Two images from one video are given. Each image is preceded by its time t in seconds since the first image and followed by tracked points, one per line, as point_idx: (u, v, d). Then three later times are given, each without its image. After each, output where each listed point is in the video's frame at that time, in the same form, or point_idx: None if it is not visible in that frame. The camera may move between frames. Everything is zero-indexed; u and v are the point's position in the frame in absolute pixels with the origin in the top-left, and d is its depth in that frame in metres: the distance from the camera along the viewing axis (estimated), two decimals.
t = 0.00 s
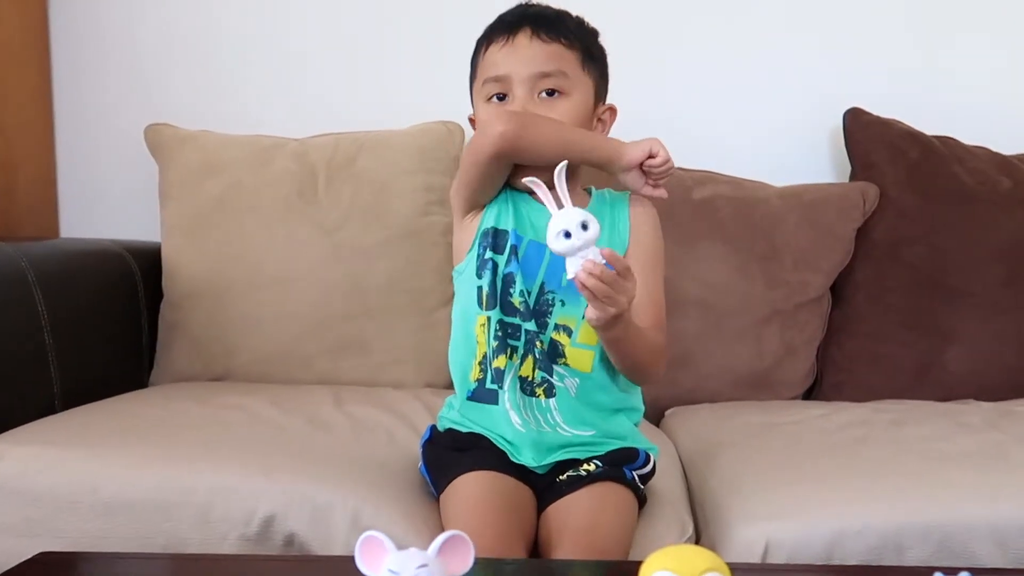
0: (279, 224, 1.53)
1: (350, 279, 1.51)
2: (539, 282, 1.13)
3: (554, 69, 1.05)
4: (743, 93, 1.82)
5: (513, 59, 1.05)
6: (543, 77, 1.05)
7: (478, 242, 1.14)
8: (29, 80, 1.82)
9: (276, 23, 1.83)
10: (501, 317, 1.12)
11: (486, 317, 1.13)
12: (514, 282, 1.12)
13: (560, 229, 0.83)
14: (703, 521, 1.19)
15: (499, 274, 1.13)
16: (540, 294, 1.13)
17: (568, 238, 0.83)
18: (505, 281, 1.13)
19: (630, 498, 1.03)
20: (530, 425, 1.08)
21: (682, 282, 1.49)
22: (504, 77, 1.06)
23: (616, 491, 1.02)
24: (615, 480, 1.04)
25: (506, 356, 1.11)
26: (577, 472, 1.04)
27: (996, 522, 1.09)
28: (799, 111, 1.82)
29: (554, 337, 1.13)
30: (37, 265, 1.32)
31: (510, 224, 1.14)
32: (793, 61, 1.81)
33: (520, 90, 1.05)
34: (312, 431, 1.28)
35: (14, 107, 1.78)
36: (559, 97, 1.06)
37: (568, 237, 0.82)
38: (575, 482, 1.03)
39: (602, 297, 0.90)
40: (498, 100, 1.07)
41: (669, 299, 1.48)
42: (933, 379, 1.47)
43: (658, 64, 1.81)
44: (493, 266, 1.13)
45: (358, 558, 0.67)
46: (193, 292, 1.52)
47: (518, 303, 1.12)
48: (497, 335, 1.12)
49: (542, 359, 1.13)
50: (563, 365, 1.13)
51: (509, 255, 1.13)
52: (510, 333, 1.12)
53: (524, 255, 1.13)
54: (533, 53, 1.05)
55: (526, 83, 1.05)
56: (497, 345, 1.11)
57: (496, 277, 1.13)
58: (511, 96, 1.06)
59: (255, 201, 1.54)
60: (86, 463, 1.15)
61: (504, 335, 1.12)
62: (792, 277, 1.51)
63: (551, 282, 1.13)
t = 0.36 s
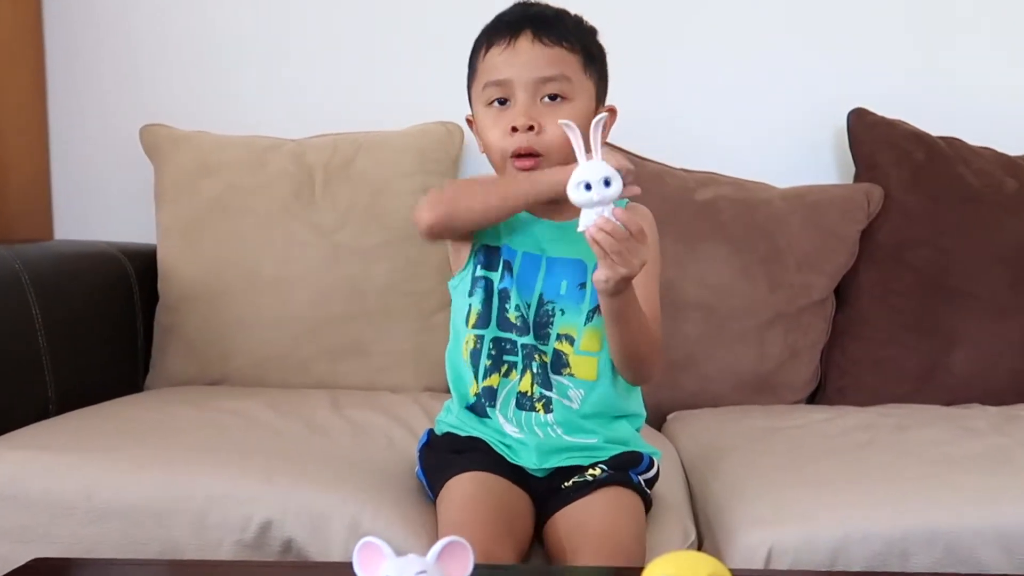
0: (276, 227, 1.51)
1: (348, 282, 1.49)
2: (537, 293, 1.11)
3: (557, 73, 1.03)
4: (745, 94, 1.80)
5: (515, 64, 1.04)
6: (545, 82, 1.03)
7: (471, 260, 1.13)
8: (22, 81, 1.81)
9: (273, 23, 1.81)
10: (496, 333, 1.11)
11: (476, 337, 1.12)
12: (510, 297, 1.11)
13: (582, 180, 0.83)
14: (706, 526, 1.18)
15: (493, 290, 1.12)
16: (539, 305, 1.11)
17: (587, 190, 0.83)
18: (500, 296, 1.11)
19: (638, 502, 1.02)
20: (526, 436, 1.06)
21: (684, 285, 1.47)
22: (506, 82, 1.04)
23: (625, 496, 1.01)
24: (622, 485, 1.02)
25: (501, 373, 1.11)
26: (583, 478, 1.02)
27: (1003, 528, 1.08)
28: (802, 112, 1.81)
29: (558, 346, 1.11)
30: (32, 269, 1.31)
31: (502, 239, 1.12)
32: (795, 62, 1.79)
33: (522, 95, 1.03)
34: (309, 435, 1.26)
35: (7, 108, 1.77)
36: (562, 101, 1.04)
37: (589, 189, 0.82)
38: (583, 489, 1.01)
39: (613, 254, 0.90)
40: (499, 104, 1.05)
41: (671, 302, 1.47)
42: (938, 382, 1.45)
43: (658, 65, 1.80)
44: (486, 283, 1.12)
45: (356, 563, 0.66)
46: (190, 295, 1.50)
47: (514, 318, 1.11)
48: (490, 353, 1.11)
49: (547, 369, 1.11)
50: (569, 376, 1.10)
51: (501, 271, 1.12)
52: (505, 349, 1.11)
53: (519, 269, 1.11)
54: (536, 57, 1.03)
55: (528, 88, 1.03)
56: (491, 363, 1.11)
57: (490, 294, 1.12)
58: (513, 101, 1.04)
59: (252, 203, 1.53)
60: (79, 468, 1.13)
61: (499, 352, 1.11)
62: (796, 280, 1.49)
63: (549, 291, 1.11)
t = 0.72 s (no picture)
0: (274, 229, 1.50)
1: (346, 285, 1.48)
2: (532, 305, 1.10)
3: (576, 76, 1.02)
4: (746, 95, 1.79)
5: (536, 63, 1.02)
6: (565, 83, 1.01)
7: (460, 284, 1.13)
8: (15, 81, 1.79)
9: (270, 22, 1.80)
10: (488, 351, 1.10)
11: (465, 359, 1.11)
12: (501, 313, 1.11)
13: (540, 177, 0.85)
14: (708, 533, 1.16)
15: (483, 309, 1.11)
16: (535, 316, 1.10)
17: (547, 186, 0.85)
18: (491, 313, 1.11)
19: (633, 509, 1.00)
20: (520, 447, 1.05)
21: (686, 287, 1.46)
22: (525, 79, 1.02)
23: (620, 503, 0.99)
24: (616, 491, 1.00)
25: (492, 392, 1.09)
26: (579, 484, 1.01)
27: (1011, 534, 1.06)
28: (804, 113, 1.79)
29: (560, 353, 1.09)
30: (26, 272, 1.29)
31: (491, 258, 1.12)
32: (796, 63, 1.78)
33: (541, 94, 1.01)
34: (306, 440, 1.25)
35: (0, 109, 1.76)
36: (580, 105, 1.02)
37: (548, 184, 0.85)
38: (576, 495, 0.99)
39: (583, 244, 0.91)
40: (514, 103, 1.02)
41: (673, 305, 1.46)
42: (943, 387, 1.44)
43: (659, 65, 1.78)
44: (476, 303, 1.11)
45: (354, 568, 0.64)
46: (186, 298, 1.49)
47: (505, 334, 1.10)
48: (481, 373, 1.10)
49: (548, 378, 1.09)
50: (573, 381, 1.08)
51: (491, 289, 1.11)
52: (497, 366, 1.09)
53: (511, 284, 1.11)
54: (557, 57, 1.02)
55: (547, 87, 1.01)
56: (483, 383, 1.09)
57: (481, 313, 1.11)
58: (531, 99, 1.01)
59: (250, 204, 1.51)
60: (72, 473, 1.11)
61: (491, 370, 1.09)
62: (799, 282, 1.48)
63: (544, 301, 1.10)
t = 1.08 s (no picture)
0: (271, 231, 1.48)
1: (344, 288, 1.46)
2: (532, 306, 1.09)
3: (566, 76, 1.00)
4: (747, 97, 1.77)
5: (524, 67, 1.00)
6: (555, 86, 1.00)
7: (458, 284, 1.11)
8: (7, 82, 1.78)
9: (265, 22, 1.79)
10: (487, 354, 1.08)
11: (465, 362, 1.09)
12: (500, 315, 1.09)
13: (536, 165, 0.88)
14: (711, 538, 1.14)
15: (482, 311, 1.09)
16: (536, 318, 1.08)
17: (543, 175, 0.88)
18: (491, 315, 1.09)
19: (635, 515, 0.98)
20: (521, 452, 1.03)
21: (688, 290, 1.44)
22: (515, 86, 1.00)
23: (622, 509, 0.97)
24: (619, 497, 0.98)
25: (492, 396, 1.07)
26: (579, 491, 0.99)
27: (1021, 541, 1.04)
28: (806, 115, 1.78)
29: (560, 355, 1.07)
30: (20, 276, 1.27)
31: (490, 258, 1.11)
32: (798, 63, 1.77)
33: (532, 99, 0.99)
34: (303, 445, 1.23)
35: None
36: (571, 105, 1.00)
37: (542, 172, 0.88)
38: (578, 501, 0.98)
39: (578, 232, 0.91)
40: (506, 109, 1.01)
41: (675, 308, 1.44)
42: (948, 390, 1.42)
43: (658, 66, 1.77)
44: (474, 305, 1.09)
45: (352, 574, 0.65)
46: (182, 301, 1.47)
47: (505, 336, 1.08)
48: (481, 375, 1.08)
49: (549, 380, 1.07)
50: (575, 383, 1.07)
51: (490, 290, 1.10)
52: (497, 369, 1.08)
53: (510, 286, 1.09)
54: (544, 60, 1.00)
55: (538, 92, 1.00)
56: (482, 386, 1.08)
57: (480, 315, 1.09)
58: (523, 106, 1.00)
59: (247, 206, 1.50)
60: (64, 478, 1.10)
61: (490, 373, 1.08)
62: (803, 285, 1.46)
63: (544, 302, 1.09)
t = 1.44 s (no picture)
0: (268, 233, 1.47)
1: (343, 290, 1.45)
2: (530, 313, 1.07)
3: (565, 76, 0.99)
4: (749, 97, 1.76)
5: (522, 67, 0.99)
6: (554, 86, 0.98)
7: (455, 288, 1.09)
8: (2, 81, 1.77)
9: (262, 20, 1.77)
10: (485, 361, 1.07)
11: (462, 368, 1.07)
12: (499, 321, 1.07)
13: (536, 174, 0.87)
14: (714, 545, 1.12)
15: (480, 317, 1.07)
16: (534, 325, 1.07)
17: (543, 184, 0.87)
18: (489, 321, 1.07)
19: (638, 521, 0.97)
20: (520, 459, 1.01)
21: (690, 293, 1.43)
22: (513, 86, 0.99)
23: (624, 515, 0.96)
24: (620, 503, 0.97)
25: (490, 403, 1.05)
26: (580, 496, 0.98)
27: None
28: (808, 117, 1.76)
29: (560, 362, 1.06)
30: (13, 280, 1.26)
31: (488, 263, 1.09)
32: (799, 63, 1.75)
33: (531, 100, 0.98)
34: (301, 450, 1.21)
35: None
36: (570, 106, 0.99)
37: (542, 181, 0.86)
38: (578, 507, 0.96)
39: (577, 243, 0.90)
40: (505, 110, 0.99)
41: (677, 311, 1.43)
42: (954, 395, 1.41)
43: (659, 67, 1.75)
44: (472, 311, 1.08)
45: None
46: (178, 303, 1.45)
47: (503, 343, 1.07)
48: (479, 383, 1.06)
49: (548, 388, 1.05)
50: (574, 391, 1.05)
51: (488, 296, 1.08)
52: (495, 377, 1.06)
53: (509, 292, 1.08)
54: (543, 59, 0.99)
55: (537, 93, 0.98)
56: (480, 394, 1.06)
57: (478, 321, 1.07)
58: (521, 107, 0.98)
59: (244, 208, 1.48)
60: (57, 484, 1.08)
61: (488, 380, 1.06)
62: (806, 288, 1.44)
63: (543, 309, 1.07)
